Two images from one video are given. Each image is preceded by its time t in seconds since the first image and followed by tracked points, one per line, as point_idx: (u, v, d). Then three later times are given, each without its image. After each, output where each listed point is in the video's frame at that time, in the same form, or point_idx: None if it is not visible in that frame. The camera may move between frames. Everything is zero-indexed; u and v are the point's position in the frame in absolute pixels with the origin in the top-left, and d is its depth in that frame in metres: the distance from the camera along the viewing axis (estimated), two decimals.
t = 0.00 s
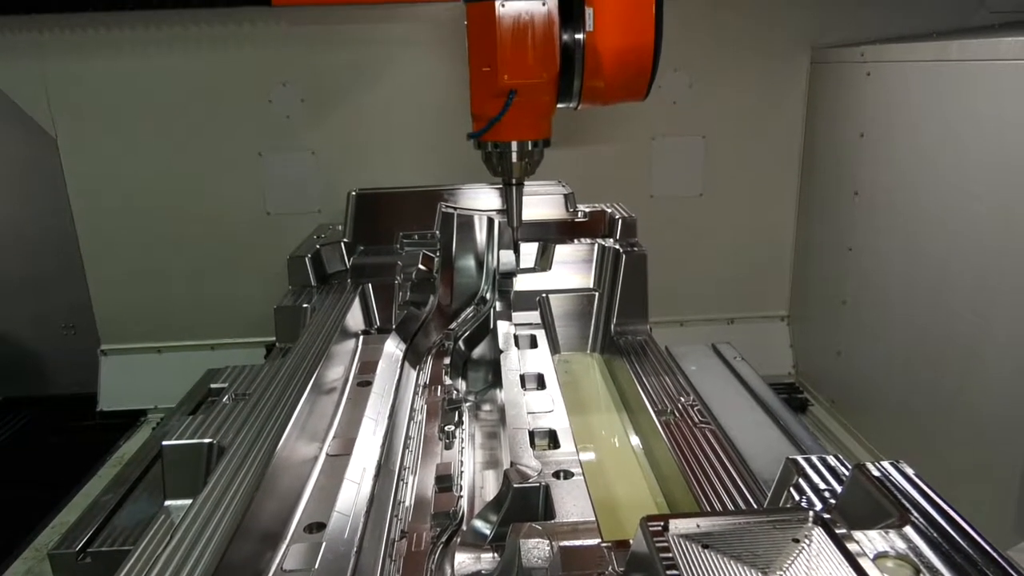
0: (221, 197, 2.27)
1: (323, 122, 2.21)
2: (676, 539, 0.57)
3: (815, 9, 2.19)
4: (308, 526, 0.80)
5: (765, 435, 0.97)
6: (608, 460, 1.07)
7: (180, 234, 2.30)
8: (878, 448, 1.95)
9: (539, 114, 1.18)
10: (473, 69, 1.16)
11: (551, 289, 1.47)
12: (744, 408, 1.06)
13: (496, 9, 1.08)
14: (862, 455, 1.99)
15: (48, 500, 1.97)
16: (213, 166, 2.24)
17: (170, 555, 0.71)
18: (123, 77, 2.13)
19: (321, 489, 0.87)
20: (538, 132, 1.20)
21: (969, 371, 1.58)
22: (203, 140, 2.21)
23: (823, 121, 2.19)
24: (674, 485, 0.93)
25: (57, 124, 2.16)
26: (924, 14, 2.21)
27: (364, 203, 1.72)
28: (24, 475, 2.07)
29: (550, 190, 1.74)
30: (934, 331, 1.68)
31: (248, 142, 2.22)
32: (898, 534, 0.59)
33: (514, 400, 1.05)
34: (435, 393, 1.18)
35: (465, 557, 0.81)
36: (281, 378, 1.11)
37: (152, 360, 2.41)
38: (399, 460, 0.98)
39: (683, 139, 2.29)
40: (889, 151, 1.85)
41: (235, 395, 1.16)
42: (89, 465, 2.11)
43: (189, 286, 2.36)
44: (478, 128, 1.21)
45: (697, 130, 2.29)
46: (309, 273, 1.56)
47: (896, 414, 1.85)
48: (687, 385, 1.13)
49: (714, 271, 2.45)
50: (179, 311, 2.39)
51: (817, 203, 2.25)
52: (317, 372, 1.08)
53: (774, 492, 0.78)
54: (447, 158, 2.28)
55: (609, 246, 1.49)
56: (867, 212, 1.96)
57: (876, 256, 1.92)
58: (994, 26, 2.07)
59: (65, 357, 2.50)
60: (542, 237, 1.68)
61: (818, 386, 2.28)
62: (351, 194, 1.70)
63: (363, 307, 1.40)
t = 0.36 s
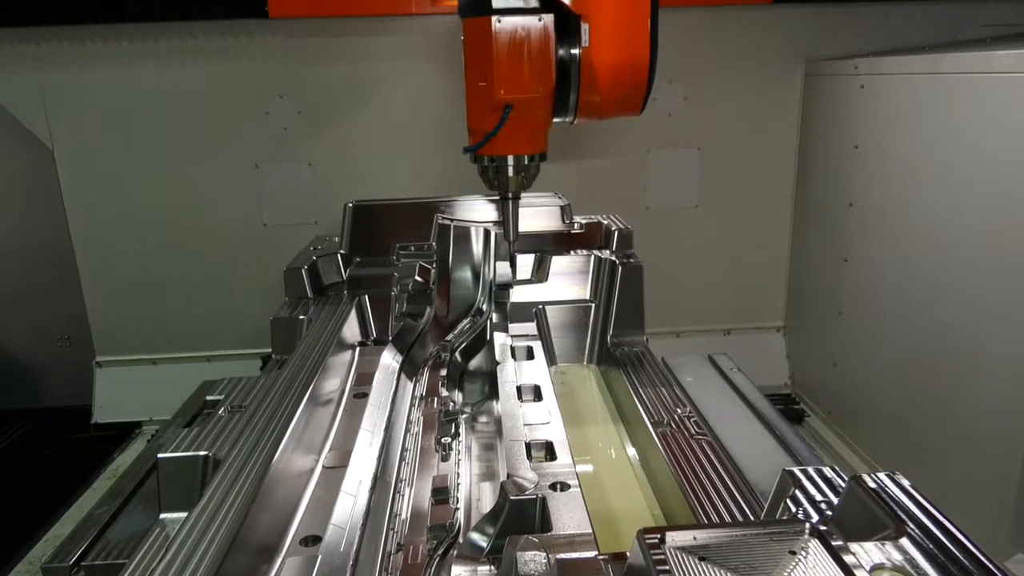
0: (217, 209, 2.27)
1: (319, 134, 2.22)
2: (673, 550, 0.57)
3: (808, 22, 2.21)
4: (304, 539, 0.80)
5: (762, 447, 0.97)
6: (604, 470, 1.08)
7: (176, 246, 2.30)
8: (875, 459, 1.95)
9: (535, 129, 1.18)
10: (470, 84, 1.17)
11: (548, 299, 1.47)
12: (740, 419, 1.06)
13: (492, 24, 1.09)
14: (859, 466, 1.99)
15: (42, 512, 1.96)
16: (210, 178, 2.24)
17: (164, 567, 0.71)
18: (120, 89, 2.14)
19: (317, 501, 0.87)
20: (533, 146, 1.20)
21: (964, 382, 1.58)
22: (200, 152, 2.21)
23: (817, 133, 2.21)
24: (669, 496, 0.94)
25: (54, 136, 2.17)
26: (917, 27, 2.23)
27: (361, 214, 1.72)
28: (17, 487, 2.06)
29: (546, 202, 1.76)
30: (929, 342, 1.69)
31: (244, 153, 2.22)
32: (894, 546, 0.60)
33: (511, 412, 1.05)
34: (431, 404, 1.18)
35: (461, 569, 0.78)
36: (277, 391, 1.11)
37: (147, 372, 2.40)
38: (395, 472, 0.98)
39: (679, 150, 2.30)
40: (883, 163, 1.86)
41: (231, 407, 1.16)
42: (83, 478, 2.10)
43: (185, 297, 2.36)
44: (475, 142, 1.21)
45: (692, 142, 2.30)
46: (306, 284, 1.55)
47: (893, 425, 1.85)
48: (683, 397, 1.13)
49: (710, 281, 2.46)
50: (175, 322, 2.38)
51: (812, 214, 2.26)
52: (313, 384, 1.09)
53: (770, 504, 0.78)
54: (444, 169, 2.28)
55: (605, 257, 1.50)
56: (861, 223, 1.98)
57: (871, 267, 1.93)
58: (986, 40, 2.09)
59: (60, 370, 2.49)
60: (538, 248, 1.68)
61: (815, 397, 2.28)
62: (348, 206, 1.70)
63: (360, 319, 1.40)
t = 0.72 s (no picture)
0: (214, 222, 2.28)
1: (317, 147, 2.23)
2: (670, 565, 0.57)
3: (802, 37, 2.23)
4: (300, 553, 0.80)
5: (759, 460, 0.96)
6: (601, 483, 1.08)
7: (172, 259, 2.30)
8: (872, 471, 1.94)
9: (531, 145, 1.19)
10: (466, 99, 1.18)
11: (545, 312, 1.48)
12: (738, 433, 1.05)
13: (488, 40, 1.10)
14: (857, 478, 1.98)
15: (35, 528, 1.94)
16: (207, 191, 2.24)
17: None
18: (118, 103, 2.14)
19: (314, 515, 0.87)
20: (530, 161, 1.21)
21: (961, 394, 1.59)
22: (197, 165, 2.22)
23: (812, 146, 2.22)
24: (666, 509, 0.93)
25: (51, 150, 2.17)
26: (911, 42, 2.25)
27: (358, 227, 1.72)
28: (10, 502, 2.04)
29: (542, 215, 1.76)
30: (925, 354, 1.70)
31: (242, 167, 2.23)
32: (890, 560, 0.60)
33: (509, 425, 1.05)
34: (428, 417, 1.16)
35: None
36: (273, 405, 1.11)
37: (143, 385, 2.39)
38: (391, 486, 0.97)
39: (675, 164, 2.31)
40: (877, 176, 1.87)
41: (227, 420, 1.16)
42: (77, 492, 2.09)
43: (181, 310, 2.35)
44: (471, 157, 1.22)
45: (688, 156, 2.31)
46: (302, 297, 1.55)
47: (890, 437, 1.85)
48: (680, 410, 1.13)
49: (706, 294, 2.47)
50: (171, 336, 2.38)
51: (808, 227, 2.28)
52: (310, 397, 1.09)
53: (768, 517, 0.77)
54: (442, 181, 2.29)
55: (602, 269, 1.50)
56: (857, 235, 1.99)
57: (866, 279, 1.94)
58: (977, 54, 2.11)
59: (55, 383, 2.48)
60: (535, 261, 1.68)
61: (812, 409, 2.28)
62: (344, 219, 1.71)
63: (356, 331, 1.46)
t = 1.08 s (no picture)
0: (213, 234, 2.28)
1: (316, 160, 2.23)
2: None
3: (799, 51, 2.25)
4: (297, 568, 0.80)
5: (759, 474, 0.96)
6: (600, 496, 1.07)
7: (171, 271, 2.30)
8: (872, 485, 1.94)
9: (529, 159, 1.20)
10: (465, 114, 1.19)
11: (543, 324, 1.48)
12: (737, 446, 1.05)
13: (487, 56, 1.11)
14: (857, 491, 1.98)
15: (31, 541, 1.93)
16: (206, 203, 2.25)
17: None
18: (118, 116, 2.15)
19: (311, 530, 0.86)
20: (528, 176, 1.21)
21: (960, 406, 1.58)
22: (197, 177, 2.22)
23: (809, 159, 2.23)
24: (665, 522, 0.93)
25: (51, 162, 2.18)
26: (906, 57, 2.27)
27: (356, 240, 1.73)
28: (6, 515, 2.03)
29: (541, 228, 1.77)
30: (924, 367, 1.70)
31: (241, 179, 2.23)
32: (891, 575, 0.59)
33: (508, 438, 1.05)
34: (426, 430, 1.14)
35: None
36: (270, 419, 1.11)
37: (140, 398, 2.38)
38: (390, 499, 0.96)
39: (673, 176, 2.33)
40: (875, 188, 1.88)
41: (225, 434, 1.16)
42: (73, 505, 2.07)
43: (179, 322, 2.35)
44: (470, 172, 1.22)
45: (686, 169, 2.32)
46: (301, 310, 1.55)
47: (889, 450, 1.85)
48: (679, 423, 1.12)
49: (705, 306, 2.47)
50: (169, 348, 2.37)
51: (806, 239, 2.28)
52: (308, 410, 1.10)
53: (767, 530, 0.77)
54: (441, 194, 2.29)
55: (600, 282, 1.51)
56: (854, 248, 1.99)
57: (865, 291, 1.94)
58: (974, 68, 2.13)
59: (52, 396, 2.47)
60: (533, 274, 1.69)
61: (811, 421, 2.28)
62: (343, 231, 1.71)
63: (355, 343, 1.46)
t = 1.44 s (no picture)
0: (212, 247, 2.28)
1: (316, 173, 2.24)
2: None
3: (797, 65, 2.26)
4: None
5: (759, 488, 0.96)
6: (600, 510, 1.07)
7: (170, 283, 2.31)
8: (872, 498, 1.93)
9: (528, 174, 1.20)
10: (463, 128, 1.19)
11: (542, 337, 1.47)
12: (737, 459, 1.05)
13: (485, 71, 1.13)
14: (857, 505, 1.97)
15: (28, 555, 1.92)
16: (206, 216, 2.25)
17: None
18: (120, 129, 2.16)
19: (309, 543, 0.86)
20: (526, 191, 1.22)
21: (959, 419, 1.58)
22: (197, 190, 2.23)
23: (807, 172, 2.24)
24: (665, 536, 0.93)
25: (52, 175, 2.18)
26: (903, 71, 2.28)
27: (355, 252, 1.73)
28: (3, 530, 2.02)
29: (540, 240, 1.77)
30: (924, 379, 1.69)
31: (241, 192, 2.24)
32: None
33: (507, 451, 1.04)
34: (425, 443, 1.13)
35: None
36: (269, 431, 1.11)
37: (138, 410, 2.38)
38: (389, 514, 0.94)
39: (671, 189, 2.33)
40: (873, 201, 1.89)
41: (223, 446, 1.15)
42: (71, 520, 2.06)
43: (178, 334, 2.35)
44: (468, 186, 1.23)
45: (684, 181, 2.33)
46: (300, 322, 1.55)
47: (889, 463, 1.85)
48: (678, 435, 1.12)
49: (704, 318, 2.47)
50: (167, 361, 2.37)
51: (804, 251, 2.29)
52: (308, 422, 1.10)
53: (766, 543, 0.77)
54: (441, 207, 2.30)
55: (599, 295, 1.51)
56: (853, 260, 2.00)
57: (865, 303, 1.94)
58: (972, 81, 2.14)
59: (50, 408, 2.47)
60: (532, 286, 1.69)
61: (811, 434, 2.27)
62: (342, 244, 1.72)
63: (354, 356, 1.47)
